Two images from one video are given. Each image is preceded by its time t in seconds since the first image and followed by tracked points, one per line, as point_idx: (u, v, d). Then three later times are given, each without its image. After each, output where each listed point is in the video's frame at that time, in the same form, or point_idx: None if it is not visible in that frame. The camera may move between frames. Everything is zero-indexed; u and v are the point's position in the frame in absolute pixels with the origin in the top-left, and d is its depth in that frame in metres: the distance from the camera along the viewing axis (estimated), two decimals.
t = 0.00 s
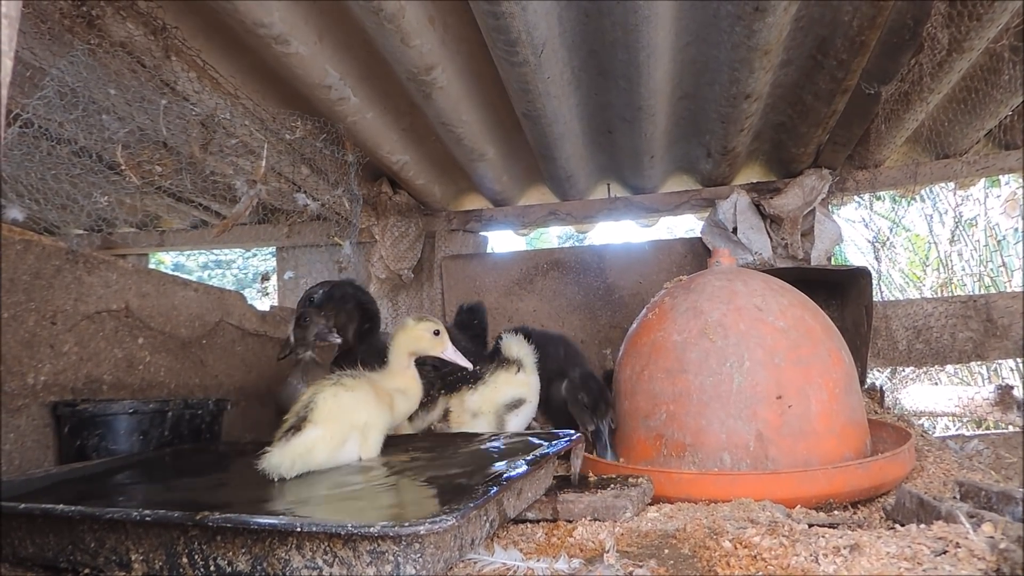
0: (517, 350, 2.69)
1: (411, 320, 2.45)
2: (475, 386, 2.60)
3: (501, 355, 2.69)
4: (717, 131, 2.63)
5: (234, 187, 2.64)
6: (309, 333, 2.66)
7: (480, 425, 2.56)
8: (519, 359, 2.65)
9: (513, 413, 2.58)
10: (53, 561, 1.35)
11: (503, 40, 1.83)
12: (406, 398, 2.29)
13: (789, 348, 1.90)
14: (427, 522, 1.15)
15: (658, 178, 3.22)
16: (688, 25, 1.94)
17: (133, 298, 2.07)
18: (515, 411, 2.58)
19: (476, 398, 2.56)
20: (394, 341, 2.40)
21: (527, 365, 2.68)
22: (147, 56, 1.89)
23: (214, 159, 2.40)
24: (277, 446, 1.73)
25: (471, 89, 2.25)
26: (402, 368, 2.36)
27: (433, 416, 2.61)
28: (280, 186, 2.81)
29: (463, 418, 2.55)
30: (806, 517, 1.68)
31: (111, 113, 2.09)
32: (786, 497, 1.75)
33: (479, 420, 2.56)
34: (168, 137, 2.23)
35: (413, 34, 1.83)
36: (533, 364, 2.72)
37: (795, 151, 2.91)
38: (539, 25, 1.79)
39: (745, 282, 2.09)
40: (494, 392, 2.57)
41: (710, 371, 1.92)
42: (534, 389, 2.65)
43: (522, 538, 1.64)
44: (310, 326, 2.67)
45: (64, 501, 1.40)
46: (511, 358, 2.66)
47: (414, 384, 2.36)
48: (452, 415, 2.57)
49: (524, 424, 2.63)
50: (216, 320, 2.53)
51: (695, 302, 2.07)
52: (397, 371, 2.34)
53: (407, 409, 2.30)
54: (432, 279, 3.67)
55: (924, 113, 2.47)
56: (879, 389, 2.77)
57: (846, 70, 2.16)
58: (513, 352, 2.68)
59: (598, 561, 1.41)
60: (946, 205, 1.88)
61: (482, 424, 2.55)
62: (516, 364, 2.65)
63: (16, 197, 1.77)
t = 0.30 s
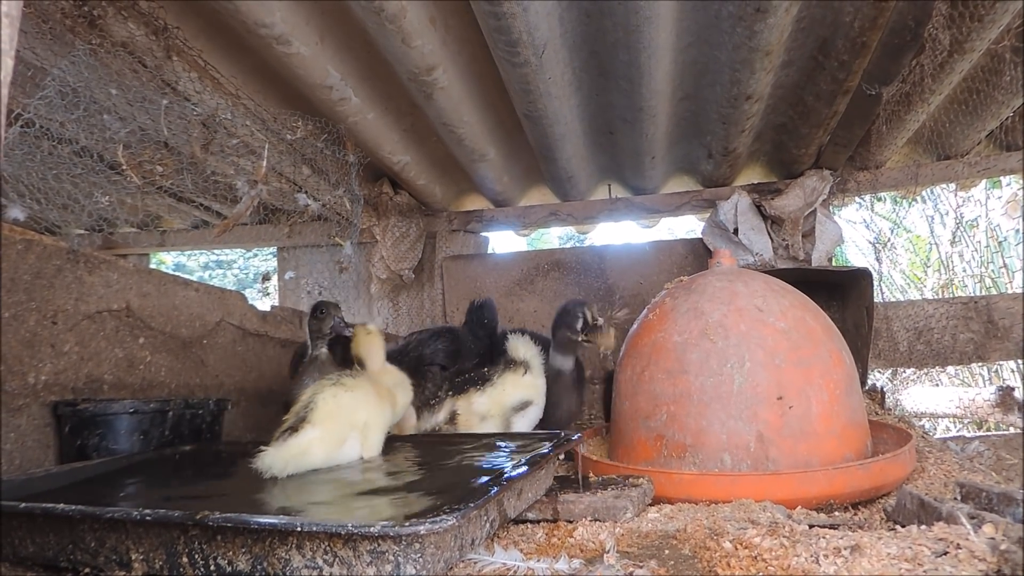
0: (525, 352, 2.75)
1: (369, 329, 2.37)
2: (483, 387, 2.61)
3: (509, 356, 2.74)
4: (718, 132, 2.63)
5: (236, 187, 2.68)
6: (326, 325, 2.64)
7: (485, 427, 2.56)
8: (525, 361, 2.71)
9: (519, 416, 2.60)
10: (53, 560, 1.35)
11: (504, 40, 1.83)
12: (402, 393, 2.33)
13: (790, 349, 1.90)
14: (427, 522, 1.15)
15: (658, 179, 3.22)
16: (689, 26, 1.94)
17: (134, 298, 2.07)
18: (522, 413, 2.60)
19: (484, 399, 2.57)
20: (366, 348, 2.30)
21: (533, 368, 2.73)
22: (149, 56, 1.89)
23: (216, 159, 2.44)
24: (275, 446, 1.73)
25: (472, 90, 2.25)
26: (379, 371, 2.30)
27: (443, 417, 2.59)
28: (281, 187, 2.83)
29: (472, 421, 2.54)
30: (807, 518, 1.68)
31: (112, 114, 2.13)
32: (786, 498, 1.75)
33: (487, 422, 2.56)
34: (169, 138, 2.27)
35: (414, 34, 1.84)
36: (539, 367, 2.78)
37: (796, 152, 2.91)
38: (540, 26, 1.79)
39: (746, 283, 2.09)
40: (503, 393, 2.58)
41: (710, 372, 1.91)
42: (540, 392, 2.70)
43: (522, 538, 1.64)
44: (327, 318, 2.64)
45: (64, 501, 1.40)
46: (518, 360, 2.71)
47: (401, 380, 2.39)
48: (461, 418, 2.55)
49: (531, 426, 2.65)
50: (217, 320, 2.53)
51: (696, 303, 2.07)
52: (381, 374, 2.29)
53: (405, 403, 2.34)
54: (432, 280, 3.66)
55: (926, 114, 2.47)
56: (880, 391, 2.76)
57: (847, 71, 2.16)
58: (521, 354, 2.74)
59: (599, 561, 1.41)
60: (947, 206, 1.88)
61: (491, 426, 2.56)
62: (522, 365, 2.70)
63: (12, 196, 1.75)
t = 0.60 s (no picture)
0: (560, 361, 2.62)
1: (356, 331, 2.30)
2: (502, 386, 2.54)
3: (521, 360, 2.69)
4: (719, 132, 2.63)
5: (238, 189, 2.70)
6: (326, 326, 2.61)
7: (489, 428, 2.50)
8: (557, 371, 2.60)
9: (529, 424, 2.50)
10: (54, 561, 1.35)
11: (504, 40, 1.83)
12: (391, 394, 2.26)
13: (792, 349, 1.90)
14: (429, 522, 1.15)
15: (659, 179, 3.22)
16: (689, 26, 1.94)
17: (135, 299, 2.07)
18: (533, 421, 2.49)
19: (496, 402, 2.50)
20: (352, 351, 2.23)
21: (565, 380, 2.60)
22: (149, 57, 1.89)
23: (216, 160, 2.44)
24: (286, 447, 1.72)
25: (473, 90, 2.25)
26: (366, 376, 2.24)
27: (455, 404, 2.60)
28: (282, 187, 2.83)
29: (477, 417, 2.51)
30: (808, 517, 1.68)
31: (113, 115, 2.14)
32: (788, 498, 1.75)
33: (493, 423, 2.50)
34: (170, 138, 2.27)
35: (414, 34, 1.84)
36: (573, 381, 2.64)
37: (796, 152, 2.91)
38: (541, 26, 1.79)
39: (747, 283, 2.09)
40: (518, 397, 2.50)
41: (712, 372, 1.91)
42: (565, 405, 2.57)
43: (524, 538, 1.64)
44: (327, 320, 2.62)
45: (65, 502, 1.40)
46: (550, 367, 2.61)
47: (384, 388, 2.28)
48: (468, 411, 2.54)
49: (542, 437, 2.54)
50: (218, 321, 2.53)
51: (697, 303, 2.06)
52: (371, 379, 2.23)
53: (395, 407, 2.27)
54: (433, 280, 3.65)
55: (927, 113, 2.47)
56: (882, 390, 2.76)
57: (847, 71, 2.17)
58: (555, 362, 2.62)
59: (601, 561, 1.41)
60: (948, 205, 1.88)
61: (496, 427, 2.49)
62: (552, 374, 2.59)
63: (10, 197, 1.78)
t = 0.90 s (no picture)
0: (560, 363, 2.52)
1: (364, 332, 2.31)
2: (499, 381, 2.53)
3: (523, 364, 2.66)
4: (719, 132, 2.63)
5: (239, 189, 2.70)
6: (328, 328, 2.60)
7: (478, 420, 2.49)
8: (553, 372, 2.50)
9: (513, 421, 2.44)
10: (55, 562, 1.35)
11: (505, 41, 1.83)
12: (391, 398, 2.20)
13: (793, 349, 1.90)
14: (430, 523, 1.15)
15: (660, 179, 3.22)
16: (689, 26, 1.94)
17: (136, 300, 2.07)
18: (522, 422, 2.43)
19: (489, 399, 2.47)
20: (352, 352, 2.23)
21: (559, 383, 2.49)
22: (150, 58, 1.89)
23: (217, 161, 2.45)
24: (294, 446, 1.72)
25: (473, 91, 2.25)
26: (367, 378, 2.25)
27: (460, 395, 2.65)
28: (283, 188, 2.83)
29: (468, 408, 2.53)
30: (810, 517, 1.68)
31: (113, 116, 2.14)
32: (789, 498, 1.75)
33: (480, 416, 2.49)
34: (171, 139, 2.27)
35: (414, 35, 1.84)
36: (573, 387, 2.52)
37: (797, 152, 2.91)
38: (542, 26, 1.79)
39: (748, 283, 2.09)
40: (504, 392, 2.46)
41: (713, 372, 1.91)
42: (560, 412, 2.47)
43: (525, 539, 1.64)
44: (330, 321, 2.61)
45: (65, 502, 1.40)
46: (549, 368, 2.52)
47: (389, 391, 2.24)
48: (463, 401, 2.57)
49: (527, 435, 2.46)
50: (219, 321, 2.53)
51: (698, 303, 2.06)
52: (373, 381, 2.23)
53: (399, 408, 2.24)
54: (434, 281, 3.65)
55: (927, 113, 2.46)
56: (883, 390, 2.75)
57: (848, 71, 2.17)
58: (557, 368, 2.51)
59: (602, 561, 1.41)
60: (948, 205, 1.88)
61: (480, 420, 2.48)
62: (547, 376, 2.50)
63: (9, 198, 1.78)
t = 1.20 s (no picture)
0: (555, 363, 2.54)
1: (395, 356, 2.34)
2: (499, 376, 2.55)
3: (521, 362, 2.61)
4: (720, 133, 2.63)
5: (240, 190, 2.70)
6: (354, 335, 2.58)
7: (476, 413, 2.52)
8: (548, 370, 2.51)
9: (507, 417, 2.45)
10: (56, 562, 1.34)
11: (505, 42, 1.83)
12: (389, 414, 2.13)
13: (793, 350, 1.90)
14: (431, 524, 1.15)
15: (661, 180, 3.23)
16: (690, 27, 1.94)
17: (136, 300, 2.08)
18: (517, 419, 2.43)
19: (487, 392, 2.48)
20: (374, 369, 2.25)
21: (553, 382, 2.50)
22: (151, 58, 1.89)
23: (218, 161, 2.45)
24: (288, 446, 1.71)
25: (474, 92, 2.26)
26: (377, 387, 2.23)
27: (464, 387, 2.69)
28: (284, 189, 2.83)
29: (467, 399, 2.57)
30: (810, 518, 1.67)
31: (114, 116, 2.14)
32: (789, 499, 1.75)
33: (477, 408, 2.52)
34: (172, 139, 2.27)
35: (416, 36, 1.84)
36: (565, 387, 2.52)
37: (799, 153, 2.91)
38: (543, 27, 1.79)
39: (749, 284, 2.08)
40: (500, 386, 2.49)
41: (714, 373, 1.91)
42: (553, 410, 2.48)
43: (526, 539, 1.64)
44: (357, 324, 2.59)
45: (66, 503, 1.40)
46: (545, 366, 2.53)
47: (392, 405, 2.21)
48: (464, 393, 2.61)
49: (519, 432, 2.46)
50: (220, 322, 2.54)
51: (699, 304, 2.06)
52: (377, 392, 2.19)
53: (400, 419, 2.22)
54: (435, 281, 3.65)
55: (928, 114, 2.46)
56: (884, 392, 2.75)
57: (849, 72, 2.17)
58: (552, 367, 2.52)
59: (602, 562, 1.41)
60: (949, 206, 1.89)
61: (476, 412, 2.51)
62: (543, 373, 2.51)
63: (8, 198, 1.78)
